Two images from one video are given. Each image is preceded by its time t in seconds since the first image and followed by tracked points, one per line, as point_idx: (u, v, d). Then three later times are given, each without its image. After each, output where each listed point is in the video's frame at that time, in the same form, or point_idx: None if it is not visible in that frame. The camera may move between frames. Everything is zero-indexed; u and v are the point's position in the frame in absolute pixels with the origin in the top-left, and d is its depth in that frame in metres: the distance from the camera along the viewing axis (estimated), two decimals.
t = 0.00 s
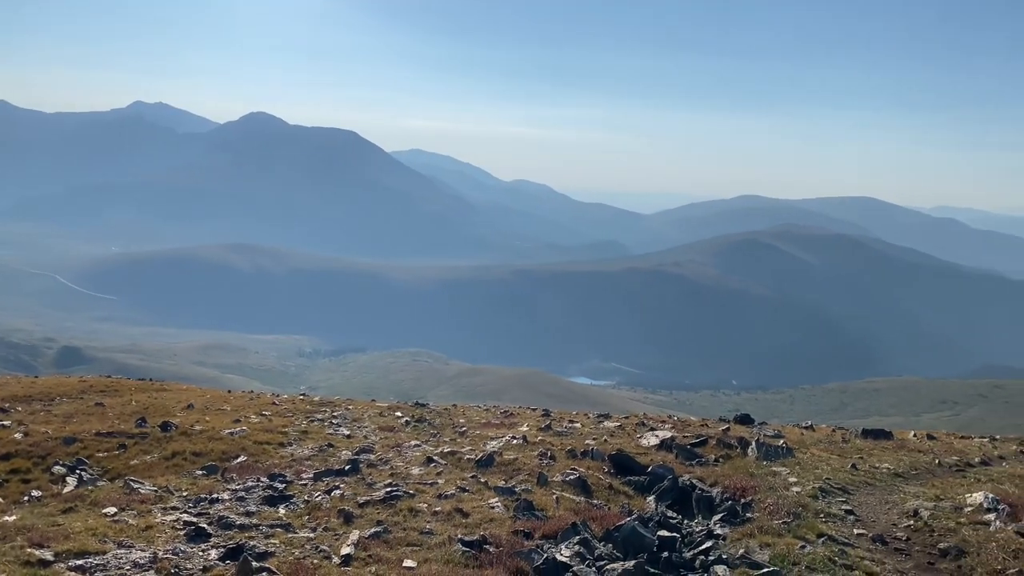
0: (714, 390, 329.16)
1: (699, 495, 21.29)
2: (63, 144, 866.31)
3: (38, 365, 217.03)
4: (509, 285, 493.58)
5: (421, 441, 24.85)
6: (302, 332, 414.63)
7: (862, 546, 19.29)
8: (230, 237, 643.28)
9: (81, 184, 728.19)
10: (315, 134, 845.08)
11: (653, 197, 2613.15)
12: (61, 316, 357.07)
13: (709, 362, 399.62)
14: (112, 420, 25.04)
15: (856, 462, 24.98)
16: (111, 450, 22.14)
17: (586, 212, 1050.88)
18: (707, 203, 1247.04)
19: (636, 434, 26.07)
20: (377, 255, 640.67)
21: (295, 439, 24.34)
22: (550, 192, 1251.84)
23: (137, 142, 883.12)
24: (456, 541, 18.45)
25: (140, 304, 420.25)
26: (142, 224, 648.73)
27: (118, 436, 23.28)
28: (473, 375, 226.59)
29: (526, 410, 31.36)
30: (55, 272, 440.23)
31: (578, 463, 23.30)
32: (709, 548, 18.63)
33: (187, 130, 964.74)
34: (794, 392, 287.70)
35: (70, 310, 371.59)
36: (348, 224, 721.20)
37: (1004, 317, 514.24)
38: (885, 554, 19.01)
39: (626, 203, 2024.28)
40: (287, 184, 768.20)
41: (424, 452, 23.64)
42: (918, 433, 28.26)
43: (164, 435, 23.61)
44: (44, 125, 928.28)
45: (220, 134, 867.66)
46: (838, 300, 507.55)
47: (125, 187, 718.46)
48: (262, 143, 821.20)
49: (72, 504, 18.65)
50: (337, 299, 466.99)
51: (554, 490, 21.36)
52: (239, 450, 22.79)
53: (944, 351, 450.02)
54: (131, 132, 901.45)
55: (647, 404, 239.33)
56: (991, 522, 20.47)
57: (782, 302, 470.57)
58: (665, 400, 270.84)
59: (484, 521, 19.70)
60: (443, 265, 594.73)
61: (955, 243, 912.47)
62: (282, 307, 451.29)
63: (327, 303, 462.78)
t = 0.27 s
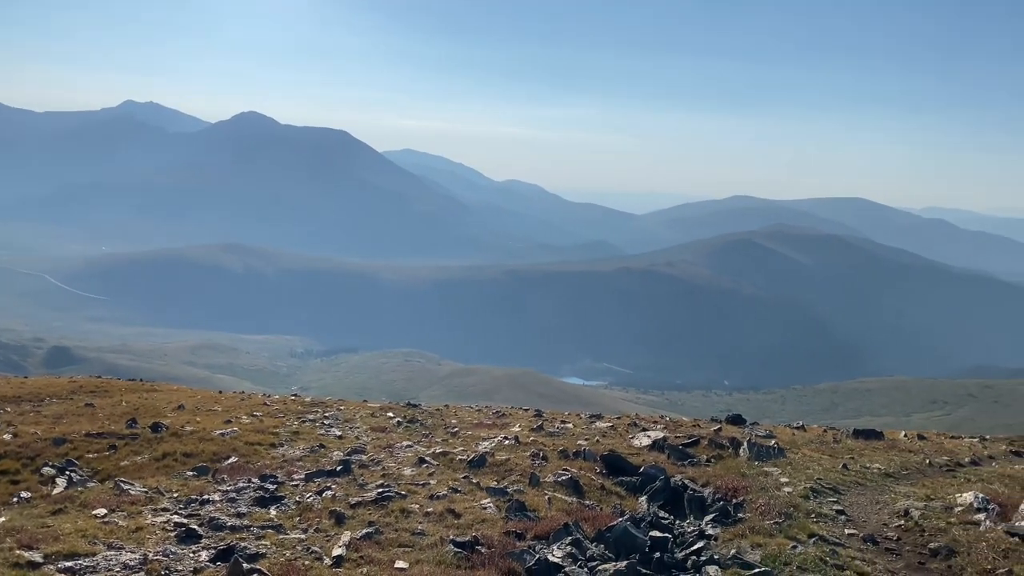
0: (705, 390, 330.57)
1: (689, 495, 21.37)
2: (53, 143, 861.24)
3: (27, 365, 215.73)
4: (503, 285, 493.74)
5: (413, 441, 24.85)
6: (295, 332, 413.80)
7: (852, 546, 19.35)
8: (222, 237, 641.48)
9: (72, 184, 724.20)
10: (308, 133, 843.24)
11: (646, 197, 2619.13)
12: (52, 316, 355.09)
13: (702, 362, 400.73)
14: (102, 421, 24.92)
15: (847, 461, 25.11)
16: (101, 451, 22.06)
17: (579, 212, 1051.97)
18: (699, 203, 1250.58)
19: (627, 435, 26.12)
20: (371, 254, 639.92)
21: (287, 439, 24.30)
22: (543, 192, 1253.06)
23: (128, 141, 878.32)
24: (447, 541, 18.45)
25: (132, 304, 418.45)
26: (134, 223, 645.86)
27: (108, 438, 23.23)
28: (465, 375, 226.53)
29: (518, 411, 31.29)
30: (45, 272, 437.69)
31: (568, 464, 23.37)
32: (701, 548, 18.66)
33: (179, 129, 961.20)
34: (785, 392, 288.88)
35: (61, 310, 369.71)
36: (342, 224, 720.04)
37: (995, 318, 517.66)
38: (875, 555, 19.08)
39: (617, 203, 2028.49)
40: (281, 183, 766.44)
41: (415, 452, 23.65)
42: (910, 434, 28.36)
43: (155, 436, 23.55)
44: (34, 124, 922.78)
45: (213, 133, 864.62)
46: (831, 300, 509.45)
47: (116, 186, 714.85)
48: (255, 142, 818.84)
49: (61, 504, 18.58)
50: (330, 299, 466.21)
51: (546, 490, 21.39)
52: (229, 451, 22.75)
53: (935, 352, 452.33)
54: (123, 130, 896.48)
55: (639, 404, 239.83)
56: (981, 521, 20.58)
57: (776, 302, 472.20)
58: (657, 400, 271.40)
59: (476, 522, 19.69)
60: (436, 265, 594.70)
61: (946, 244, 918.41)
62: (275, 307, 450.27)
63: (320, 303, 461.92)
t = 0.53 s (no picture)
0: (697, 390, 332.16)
1: (684, 496, 21.42)
2: (46, 143, 857.87)
3: (19, 366, 215.17)
4: (498, 285, 494.25)
5: (406, 442, 24.80)
6: (288, 333, 413.33)
7: (845, 546, 19.40)
8: (216, 238, 640.30)
9: (65, 184, 722.20)
10: (303, 134, 842.21)
11: (640, 199, 2625.13)
12: (44, 317, 353.85)
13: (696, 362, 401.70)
14: (94, 421, 24.88)
15: (839, 462, 25.21)
16: (92, 451, 22.13)
17: (573, 213, 1053.78)
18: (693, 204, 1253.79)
19: (620, 434, 26.19)
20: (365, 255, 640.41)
21: (279, 441, 24.28)
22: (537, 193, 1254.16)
23: (121, 141, 875.40)
24: (440, 541, 18.51)
25: (125, 305, 417.47)
26: (128, 224, 644.33)
27: (100, 439, 23.19)
28: (458, 376, 226.71)
29: (513, 410, 31.27)
30: (37, 272, 436.37)
31: (562, 464, 23.39)
32: (693, 549, 18.72)
33: (172, 130, 958.62)
34: (777, 393, 290.23)
35: (53, 311, 368.43)
36: (337, 226, 719.57)
37: (986, 320, 520.79)
38: (867, 555, 19.16)
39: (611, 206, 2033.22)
40: (276, 184, 765.61)
41: (410, 454, 23.60)
42: (904, 435, 28.46)
43: (148, 437, 23.46)
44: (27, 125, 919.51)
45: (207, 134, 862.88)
46: (824, 301, 511.11)
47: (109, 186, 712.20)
48: (249, 143, 817.73)
49: (52, 506, 18.50)
50: (325, 300, 465.92)
51: (540, 491, 21.39)
52: (221, 452, 22.66)
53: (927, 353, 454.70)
54: (116, 130, 893.62)
55: (632, 405, 240.60)
56: (972, 521, 20.71)
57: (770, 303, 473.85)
58: (650, 401, 272.26)
59: (469, 523, 19.68)
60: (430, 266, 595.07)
61: (938, 246, 923.03)
62: (269, 308, 449.84)
63: (314, 304, 461.83)
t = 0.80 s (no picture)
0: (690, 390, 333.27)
1: (676, 498, 21.44)
2: (38, 143, 853.90)
3: (8, 368, 214.07)
4: (493, 286, 494.68)
5: (399, 443, 24.85)
6: (282, 335, 412.69)
7: (836, 546, 19.50)
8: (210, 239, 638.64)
9: (57, 185, 718.89)
10: (296, 134, 840.15)
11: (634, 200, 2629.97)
12: (35, 319, 352.35)
13: (690, 361, 402.91)
14: (85, 424, 24.75)
15: (831, 463, 25.27)
16: (84, 454, 22.00)
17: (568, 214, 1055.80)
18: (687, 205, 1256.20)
19: (613, 436, 26.21)
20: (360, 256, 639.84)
21: (272, 441, 24.20)
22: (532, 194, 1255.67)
23: (114, 141, 871.96)
24: (434, 543, 18.45)
25: (117, 307, 416.01)
26: (121, 225, 642.13)
27: (90, 441, 23.09)
28: (451, 377, 226.71)
29: (506, 412, 31.19)
30: (28, 273, 434.64)
31: (554, 465, 23.41)
32: (687, 550, 18.75)
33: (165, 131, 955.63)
34: (769, 394, 291.16)
35: (44, 313, 366.80)
36: (331, 227, 719.04)
37: (977, 319, 524.31)
38: (861, 556, 19.17)
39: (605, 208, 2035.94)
40: (269, 184, 763.87)
41: (402, 456, 23.56)
42: (894, 435, 28.56)
43: (139, 439, 23.39)
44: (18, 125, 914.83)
45: (200, 134, 860.10)
46: (817, 302, 513.33)
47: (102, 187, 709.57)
48: (242, 143, 815.28)
49: (42, 509, 18.42)
50: (319, 301, 465.63)
51: (532, 493, 21.37)
52: (214, 454, 22.61)
53: (919, 352, 457.39)
54: (109, 130, 890.39)
55: (625, 406, 241.25)
56: (964, 521, 20.76)
57: (762, 303, 475.80)
58: (643, 402, 273.05)
59: (463, 524, 19.65)
60: (425, 267, 594.68)
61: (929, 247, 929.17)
62: (263, 309, 449.06)
63: (308, 305, 461.25)
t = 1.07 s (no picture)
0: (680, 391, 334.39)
1: (666, 498, 21.49)
2: (27, 144, 848.04)
3: None
4: (485, 288, 494.06)
5: (389, 445, 24.80)
6: (273, 336, 411.36)
7: (825, 547, 19.55)
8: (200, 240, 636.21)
9: (46, 185, 714.18)
10: (286, 134, 836.82)
11: (626, 201, 2637.35)
12: (23, 320, 349.77)
13: (682, 362, 403.99)
14: (71, 425, 24.64)
15: (819, 463, 25.39)
16: (70, 456, 21.94)
17: (559, 215, 1057.81)
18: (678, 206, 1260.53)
19: (604, 437, 26.21)
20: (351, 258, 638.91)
21: (261, 444, 24.11)
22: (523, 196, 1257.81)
23: (103, 142, 867.36)
24: (424, 545, 18.41)
25: (106, 309, 413.73)
26: (110, 226, 637.87)
27: (78, 443, 22.98)
28: (440, 378, 226.70)
29: (495, 413, 31.22)
30: (16, 275, 431.40)
31: (545, 466, 23.39)
32: (676, 551, 18.83)
33: (154, 132, 951.21)
34: (758, 394, 292.18)
35: (31, 315, 364.33)
36: (323, 228, 717.62)
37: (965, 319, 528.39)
38: (847, 555, 19.33)
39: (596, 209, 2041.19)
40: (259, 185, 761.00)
41: (391, 457, 23.55)
42: (881, 435, 28.79)
43: (127, 441, 23.24)
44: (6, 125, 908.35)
45: (188, 135, 855.97)
46: (807, 303, 516.12)
47: (92, 188, 705.58)
48: (231, 144, 811.77)
49: (29, 511, 18.36)
50: (310, 303, 464.39)
51: (522, 495, 21.34)
52: (202, 457, 22.48)
53: (908, 352, 460.32)
54: (98, 130, 885.44)
55: (615, 407, 241.68)
56: (952, 522, 20.88)
57: (753, 304, 477.86)
58: (633, 403, 273.77)
59: (452, 526, 19.61)
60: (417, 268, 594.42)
61: (917, 250, 937.13)
62: (253, 310, 447.55)
63: (299, 307, 460.11)
